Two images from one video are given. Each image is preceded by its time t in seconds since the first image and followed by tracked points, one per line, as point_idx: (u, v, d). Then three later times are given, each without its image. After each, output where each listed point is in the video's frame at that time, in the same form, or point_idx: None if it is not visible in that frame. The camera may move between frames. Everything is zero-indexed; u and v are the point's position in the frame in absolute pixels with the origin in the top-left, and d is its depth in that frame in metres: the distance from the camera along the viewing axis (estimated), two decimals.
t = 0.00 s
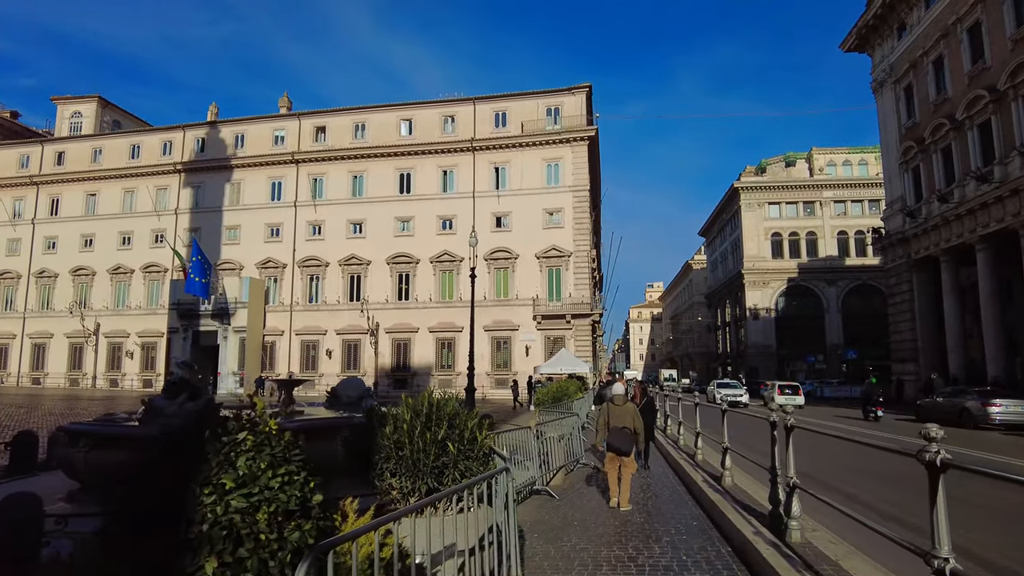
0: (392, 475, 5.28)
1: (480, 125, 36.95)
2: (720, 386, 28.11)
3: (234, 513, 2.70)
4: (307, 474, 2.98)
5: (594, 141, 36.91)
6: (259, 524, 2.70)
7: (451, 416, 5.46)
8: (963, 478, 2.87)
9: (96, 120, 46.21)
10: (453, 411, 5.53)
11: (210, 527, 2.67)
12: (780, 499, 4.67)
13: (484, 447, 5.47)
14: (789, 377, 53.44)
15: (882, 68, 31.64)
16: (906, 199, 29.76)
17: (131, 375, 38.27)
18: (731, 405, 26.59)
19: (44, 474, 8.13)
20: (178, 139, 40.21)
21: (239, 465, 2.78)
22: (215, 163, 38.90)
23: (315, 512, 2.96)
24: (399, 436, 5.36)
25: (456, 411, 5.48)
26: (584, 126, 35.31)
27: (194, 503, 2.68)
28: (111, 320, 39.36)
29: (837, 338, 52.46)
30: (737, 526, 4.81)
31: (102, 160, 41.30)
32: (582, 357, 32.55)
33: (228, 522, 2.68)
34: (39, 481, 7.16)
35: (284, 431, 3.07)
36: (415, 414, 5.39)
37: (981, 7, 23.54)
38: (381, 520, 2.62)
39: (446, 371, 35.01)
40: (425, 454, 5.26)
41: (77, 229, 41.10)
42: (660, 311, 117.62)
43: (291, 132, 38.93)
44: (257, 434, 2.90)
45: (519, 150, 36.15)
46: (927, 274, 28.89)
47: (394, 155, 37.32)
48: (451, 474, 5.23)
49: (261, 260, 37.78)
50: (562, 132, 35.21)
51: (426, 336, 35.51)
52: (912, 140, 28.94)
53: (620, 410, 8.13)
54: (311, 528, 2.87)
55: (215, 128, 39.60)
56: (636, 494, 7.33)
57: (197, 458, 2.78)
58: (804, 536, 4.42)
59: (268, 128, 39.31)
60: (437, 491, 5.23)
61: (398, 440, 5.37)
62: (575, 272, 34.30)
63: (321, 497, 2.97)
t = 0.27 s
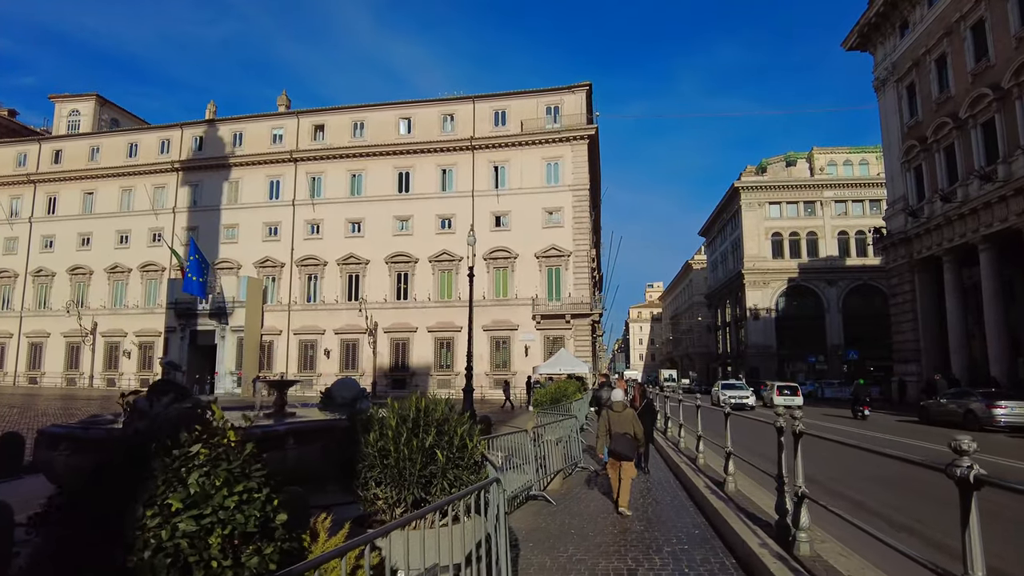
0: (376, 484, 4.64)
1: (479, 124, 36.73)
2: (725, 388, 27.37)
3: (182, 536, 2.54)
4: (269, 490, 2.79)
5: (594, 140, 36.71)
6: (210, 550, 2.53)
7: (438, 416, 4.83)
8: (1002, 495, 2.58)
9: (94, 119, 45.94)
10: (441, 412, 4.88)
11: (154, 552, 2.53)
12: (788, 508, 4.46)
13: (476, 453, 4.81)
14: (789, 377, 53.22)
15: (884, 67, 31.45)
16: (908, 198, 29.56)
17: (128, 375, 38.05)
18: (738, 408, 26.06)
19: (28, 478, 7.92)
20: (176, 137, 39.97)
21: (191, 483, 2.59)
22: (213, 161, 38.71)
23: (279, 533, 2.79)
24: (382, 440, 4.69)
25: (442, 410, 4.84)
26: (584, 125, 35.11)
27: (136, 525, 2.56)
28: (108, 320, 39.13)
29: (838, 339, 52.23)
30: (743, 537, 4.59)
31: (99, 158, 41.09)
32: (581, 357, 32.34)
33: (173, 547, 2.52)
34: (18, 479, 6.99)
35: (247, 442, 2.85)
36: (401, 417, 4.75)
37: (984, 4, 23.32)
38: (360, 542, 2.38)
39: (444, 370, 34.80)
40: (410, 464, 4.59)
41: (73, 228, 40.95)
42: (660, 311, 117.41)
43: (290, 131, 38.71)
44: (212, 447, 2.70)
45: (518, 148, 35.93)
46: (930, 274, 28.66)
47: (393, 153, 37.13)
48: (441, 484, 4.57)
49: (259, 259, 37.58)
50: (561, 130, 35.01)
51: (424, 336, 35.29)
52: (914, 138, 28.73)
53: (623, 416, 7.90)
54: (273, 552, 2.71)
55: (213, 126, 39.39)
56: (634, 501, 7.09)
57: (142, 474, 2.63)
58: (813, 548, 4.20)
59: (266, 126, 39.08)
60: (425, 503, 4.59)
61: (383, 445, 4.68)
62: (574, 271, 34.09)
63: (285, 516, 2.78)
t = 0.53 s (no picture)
0: (357, 487, 4.45)
1: (478, 122, 36.53)
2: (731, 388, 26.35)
3: (110, 550, 2.35)
4: (216, 495, 2.62)
5: (593, 138, 36.52)
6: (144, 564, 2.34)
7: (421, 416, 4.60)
8: None
9: (91, 117, 45.64)
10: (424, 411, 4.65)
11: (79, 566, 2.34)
12: (793, 512, 4.26)
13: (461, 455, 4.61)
14: (789, 377, 53.01)
15: (884, 64, 31.27)
16: (909, 196, 29.38)
17: (125, 374, 37.81)
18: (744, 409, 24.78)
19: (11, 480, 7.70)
20: (174, 135, 39.72)
21: (124, 489, 2.41)
22: (210, 160, 38.50)
23: (230, 547, 2.61)
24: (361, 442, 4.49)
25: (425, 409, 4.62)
26: (583, 123, 34.91)
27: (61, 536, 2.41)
28: (105, 319, 38.88)
29: (838, 338, 52.03)
30: (745, 541, 4.39)
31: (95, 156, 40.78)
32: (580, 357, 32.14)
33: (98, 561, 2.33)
34: None
35: (197, 442, 2.66)
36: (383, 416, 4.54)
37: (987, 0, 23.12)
38: (328, 547, 2.19)
39: (443, 370, 34.57)
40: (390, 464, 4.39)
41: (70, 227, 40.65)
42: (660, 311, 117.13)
43: (288, 129, 38.49)
44: (149, 448, 2.51)
45: (517, 146, 35.70)
46: (931, 273, 28.47)
47: (391, 151, 36.93)
48: (425, 488, 4.39)
49: (256, 258, 37.37)
50: (561, 128, 34.82)
51: (423, 335, 35.07)
52: (916, 136, 28.55)
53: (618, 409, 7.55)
54: (220, 563, 2.52)
55: (210, 124, 39.19)
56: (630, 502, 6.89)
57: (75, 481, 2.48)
58: (819, 555, 3.99)
59: (263, 125, 38.85)
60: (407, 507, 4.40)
61: (362, 447, 4.51)
62: (573, 270, 33.89)
63: (236, 526, 2.61)
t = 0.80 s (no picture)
0: (329, 498, 4.16)
1: (476, 120, 36.31)
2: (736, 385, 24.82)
3: None
4: (140, 517, 2.29)
5: (593, 137, 36.29)
6: None
7: (400, 420, 4.32)
8: None
9: (88, 116, 45.31)
10: (404, 415, 4.37)
11: None
12: (800, 522, 4.01)
13: (442, 462, 4.37)
14: (789, 377, 52.80)
15: (885, 62, 31.05)
16: (911, 194, 29.15)
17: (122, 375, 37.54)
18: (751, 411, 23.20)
19: None
20: (171, 134, 39.44)
21: (25, 509, 2.08)
22: (207, 159, 38.24)
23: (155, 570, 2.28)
24: (335, 448, 4.21)
25: (404, 414, 4.34)
26: (582, 121, 34.68)
27: None
28: (101, 319, 38.59)
29: (838, 338, 51.81)
30: (748, 552, 4.14)
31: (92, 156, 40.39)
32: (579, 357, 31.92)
33: None
34: None
35: (126, 454, 2.35)
36: (359, 422, 4.26)
37: None
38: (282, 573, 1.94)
39: (441, 370, 34.32)
40: (366, 473, 4.11)
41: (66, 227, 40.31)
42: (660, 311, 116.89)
43: (285, 128, 38.24)
44: (59, 462, 2.20)
45: (515, 145, 35.44)
46: (933, 272, 28.24)
47: (389, 150, 36.70)
48: (404, 498, 4.13)
49: (253, 257, 37.13)
50: (559, 127, 34.59)
51: (421, 336, 34.82)
52: (917, 134, 28.31)
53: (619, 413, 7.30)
54: None
55: (207, 123, 38.91)
56: (627, 507, 6.65)
57: None
58: (828, 567, 3.73)
59: (261, 123, 38.59)
60: (385, 518, 4.14)
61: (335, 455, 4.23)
62: (573, 269, 33.66)
63: (163, 550, 2.29)
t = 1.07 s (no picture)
0: (312, 508, 3.97)
1: (476, 119, 36.09)
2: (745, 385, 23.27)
3: None
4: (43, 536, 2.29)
5: (593, 135, 36.05)
6: None
7: (382, 425, 4.11)
8: None
9: (87, 116, 45.07)
10: (386, 419, 4.15)
11: None
12: (809, 533, 3.82)
13: (429, 471, 4.16)
14: (791, 377, 52.56)
15: (888, 59, 30.83)
16: (913, 193, 28.93)
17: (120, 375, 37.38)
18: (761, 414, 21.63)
19: None
20: (169, 133, 39.19)
21: None
22: (206, 158, 38.03)
23: None
24: (312, 456, 4.01)
25: (387, 419, 4.12)
26: (582, 120, 34.45)
27: None
28: (100, 319, 38.42)
29: (839, 337, 51.59)
30: (754, 563, 3.95)
31: (91, 155, 40.07)
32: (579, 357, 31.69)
33: None
34: None
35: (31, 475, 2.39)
36: (339, 426, 4.05)
37: None
38: None
39: (440, 370, 34.10)
40: (346, 481, 3.92)
41: (65, 226, 40.05)
42: (660, 311, 116.63)
43: (283, 127, 38.03)
44: None
45: (515, 144, 35.19)
46: (936, 271, 28.02)
47: (388, 149, 36.51)
48: (387, 508, 3.92)
49: (252, 257, 36.92)
50: (559, 126, 34.36)
51: (420, 335, 34.60)
52: (920, 132, 28.08)
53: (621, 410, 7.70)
54: None
55: (206, 122, 38.72)
56: (627, 513, 6.44)
57: None
58: None
59: (259, 122, 38.38)
60: (368, 531, 3.94)
61: (313, 463, 4.03)
62: (573, 269, 33.43)
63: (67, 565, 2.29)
